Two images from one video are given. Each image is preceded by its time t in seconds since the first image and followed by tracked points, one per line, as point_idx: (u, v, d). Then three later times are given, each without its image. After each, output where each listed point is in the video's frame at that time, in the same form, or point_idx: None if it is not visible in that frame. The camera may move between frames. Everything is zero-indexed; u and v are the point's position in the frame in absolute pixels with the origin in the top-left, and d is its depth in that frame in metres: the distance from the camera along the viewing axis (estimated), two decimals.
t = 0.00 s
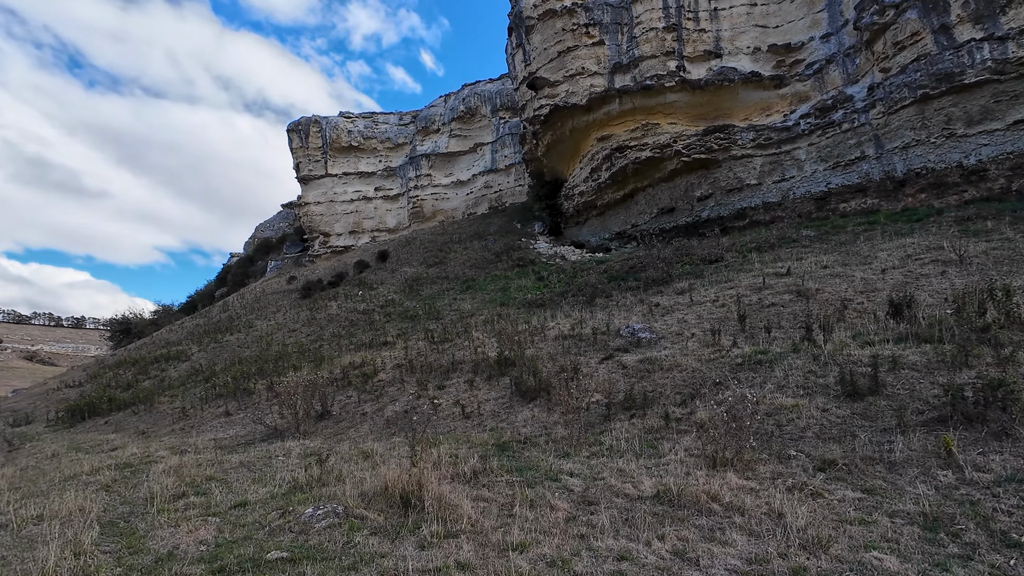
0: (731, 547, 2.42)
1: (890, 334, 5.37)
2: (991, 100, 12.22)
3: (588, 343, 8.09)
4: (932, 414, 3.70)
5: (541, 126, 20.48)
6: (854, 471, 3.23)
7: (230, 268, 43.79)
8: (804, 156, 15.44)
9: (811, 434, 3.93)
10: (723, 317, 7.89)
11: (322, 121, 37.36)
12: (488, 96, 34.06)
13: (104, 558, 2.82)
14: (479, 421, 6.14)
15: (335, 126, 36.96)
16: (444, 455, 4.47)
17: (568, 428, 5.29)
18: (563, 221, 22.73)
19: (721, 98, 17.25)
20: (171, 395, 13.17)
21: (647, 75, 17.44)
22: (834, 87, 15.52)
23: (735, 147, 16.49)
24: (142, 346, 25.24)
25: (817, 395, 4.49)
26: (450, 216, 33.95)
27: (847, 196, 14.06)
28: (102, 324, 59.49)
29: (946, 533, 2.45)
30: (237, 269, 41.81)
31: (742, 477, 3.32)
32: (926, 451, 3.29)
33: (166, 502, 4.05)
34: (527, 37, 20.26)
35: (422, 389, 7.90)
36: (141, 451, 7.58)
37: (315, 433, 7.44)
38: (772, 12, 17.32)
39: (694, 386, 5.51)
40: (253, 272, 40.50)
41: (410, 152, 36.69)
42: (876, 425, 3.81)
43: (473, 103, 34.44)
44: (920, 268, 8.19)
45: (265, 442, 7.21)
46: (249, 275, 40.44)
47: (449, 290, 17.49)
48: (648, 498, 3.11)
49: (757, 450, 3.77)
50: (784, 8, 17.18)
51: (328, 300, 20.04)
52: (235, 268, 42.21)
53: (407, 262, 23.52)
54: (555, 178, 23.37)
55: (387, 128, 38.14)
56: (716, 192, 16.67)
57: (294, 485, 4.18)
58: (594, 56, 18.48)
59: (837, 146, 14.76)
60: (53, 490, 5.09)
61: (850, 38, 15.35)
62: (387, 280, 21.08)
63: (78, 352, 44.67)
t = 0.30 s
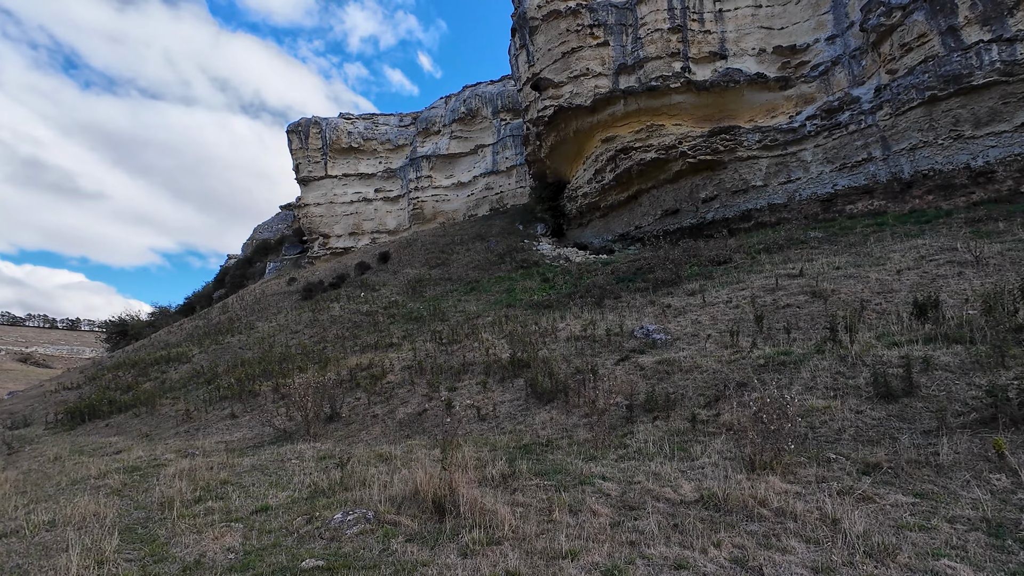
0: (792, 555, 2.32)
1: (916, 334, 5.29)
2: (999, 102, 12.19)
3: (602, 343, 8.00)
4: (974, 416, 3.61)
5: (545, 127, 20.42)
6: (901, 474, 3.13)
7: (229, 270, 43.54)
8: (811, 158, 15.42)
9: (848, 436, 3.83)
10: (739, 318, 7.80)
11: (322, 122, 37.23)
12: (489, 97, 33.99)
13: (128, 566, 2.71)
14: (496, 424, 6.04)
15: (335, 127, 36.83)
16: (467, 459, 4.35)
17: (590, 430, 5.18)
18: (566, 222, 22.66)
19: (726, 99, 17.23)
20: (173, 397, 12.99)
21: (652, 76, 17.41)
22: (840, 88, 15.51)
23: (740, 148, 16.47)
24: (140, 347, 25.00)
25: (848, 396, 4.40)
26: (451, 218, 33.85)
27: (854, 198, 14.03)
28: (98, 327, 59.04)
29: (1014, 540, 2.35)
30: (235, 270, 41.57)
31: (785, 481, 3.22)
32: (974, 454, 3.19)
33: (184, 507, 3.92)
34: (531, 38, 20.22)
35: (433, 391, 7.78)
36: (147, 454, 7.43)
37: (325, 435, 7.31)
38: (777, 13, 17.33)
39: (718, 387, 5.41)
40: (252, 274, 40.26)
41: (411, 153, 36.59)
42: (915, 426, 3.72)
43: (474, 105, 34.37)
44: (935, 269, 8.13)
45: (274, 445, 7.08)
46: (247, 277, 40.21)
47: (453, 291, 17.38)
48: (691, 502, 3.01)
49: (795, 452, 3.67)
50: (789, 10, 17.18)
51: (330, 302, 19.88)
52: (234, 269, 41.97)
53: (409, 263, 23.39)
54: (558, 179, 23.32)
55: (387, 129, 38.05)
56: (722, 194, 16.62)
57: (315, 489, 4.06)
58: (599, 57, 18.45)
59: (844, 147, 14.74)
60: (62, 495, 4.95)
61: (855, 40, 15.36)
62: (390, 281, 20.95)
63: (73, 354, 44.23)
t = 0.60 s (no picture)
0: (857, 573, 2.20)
1: (941, 339, 5.21)
2: (1006, 106, 12.17)
3: (614, 347, 7.90)
4: (1016, 423, 3.52)
5: (548, 130, 20.36)
6: (950, 484, 3.03)
7: (226, 273, 43.25)
8: (815, 161, 15.40)
9: (884, 442, 3.74)
10: (753, 322, 7.72)
11: (321, 125, 37.11)
12: (489, 100, 33.95)
13: None
14: (512, 430, 5.91)
15: (334, 130, 36.71)
16: (490, 466, 4.23)
17: (611, 437, 5.07)
18: (568, 225, 22.60)
19: (730, 103, 17.23)
20: (173, 401, 12.79)
21: (656, 79, 17.40)
22: (844, 92, 15.52)
23: (745, 151, 16.44)
24: (137, 350, 24.73)
25: (879, 402, 4.30)
26: (451, 221, 33.74)
27: (859, 201, 14.01)
28: (92, 330, 58.52)
29: None
30: (233, 273, 41.31)
31: (829, 490, 3.12)
32: None
33: (199, 517, 3.78)
34: (534, 41, 20.20)
35: (444, 396, 7.66)
36: (151, 460, 7.26)
37: (334, 441, 7.16)
38: (781, 17, 17.36)
39: (740, 392, 5.31)
40: (250, 277, 40.00)
41: (411, 156, 36.48)
42: (953, 433, 3.63)
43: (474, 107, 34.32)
44: (949, 273, 8.07)
45: (282, 451, 6.92)
46: (245, 279, 39.94)
47: (456, 294, 17.24)
48: (736, 513, 2.90)
49: (832, 460, 3.56)
50: (793, 14, 17.22)
51: (331, 305, 19.72)
52: (232, 272, 41.68)
53: (410, 266, 23.26)
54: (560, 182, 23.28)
55: (387, 132, 37.96)
56: (726, 197, 16.59)
57: (335, 498, 3.93)
58: (602, 60, 18.43)
59: (849, 151, 14.72)
60: (69, 504, 4.80)
61: (859, 44, 15.39)
62: (391, 284, 20.81)
63: (67, 358, 43.74)
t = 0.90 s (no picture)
0: None
1: (970, 340, 5.12)
2: (1012, 109, 12.16)
3: (628, 349, 7.77)
4: None
5: (551, 132, 20.30)
6: (1008, 489, 2.91)
7: (223, 276, 42.93)
8: (820, 164, 15.37)
9: (928, 445, 3.62)
10: (769, 323, 7.61)
11: (321, 128, 36.99)
12: (490, 104, 33.92)
13: None
14: (530, 434, 5.77)
15: (334, 133, 36.60)
16: (516, 471, 4.09)
17: (635, 441, 4.93)
18: (570, 228, 22.51)
19: (734, 106, 17.22)
20: (173, 405, 12.57)
21: (661, 82, 17.38)
22: (849, 95, 15.52)
23: (750, 154, 16.41)
24: (133, 354, 24.42)
25: (915, 404, 4.19)
26: (451, 224, 33.62)
27: (865, 205, 13.99)
28: (86, 334, 58.00)
29: None
30: (230, 276, 41.01)
31: (881, 494, 3.00)
32: None
33: (216, 524, 3.64)
34: (537, 43, 20.18)
35: (456, 399, 7.50)
36: (155, 465, 7.07)
37: (344, 445, 6.99)
38: (785, 21, 17.40)
39: (765, 394, 5.19)
40: (248, 280, 39.71)
41: (411, 159, 36.38)
42: (999, 436, 3.52)
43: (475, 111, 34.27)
44: (965, 275, 7.99)
45: (291, 455, 6.76)
46: (243, 283, 39.65)
47: (459, 297, 17.09)
48: (789, 519, 2.77)
49: (878, 463, 3.44)
50: (796, 18, 17.26)
51: (332, 307, 19.51)
52: (229, 275, 41.38)
53: (412, 269, 23.10)
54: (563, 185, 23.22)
55: (386, 135, 37.87)
56: (730, 200, 16.54)
57: (357, 504, 3.78)
58: (606, 63, 18.41)
59: (854, 154, 14.70)
60: (76, 511, 4.62)
61: (864, 47, 15.40)
62: (393, 287, 20.65)
63: (60, 362, 43.23)
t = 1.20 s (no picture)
0: None
1: (1000, 344, 5.01)
2: (1020, 112, 12.14)
3: (641, 353, 7.63)
4: None
5: (554, 135, 20.22)
6: None
7: (220, 280, 42.60)
8: (826, 168, 15.33)
9: (974, 451, 3.49)
10: (785, 327, 7.48)
11: (320, 131, 36.84)
12: (490, 107, 33.87)
13: None
14: (547, 439, 5.62)
15: (333, 136, 36.47)
16: (542, 480, 3.93)
17: (660, 447, 4.78)
18: (572, 232, 22.41)
19: (738, 109, 17.19)
20: (172, 410, 12.34)
21: (665, 85, 17.35)
22: (854, 99, 15.51)
23: (755, 158, 16.36)
24: (130, 358, 24.10)
25: (954, 408, 4.07)
26: (451, 228, 33.47)
27: (871, 208, 13.94)
28: (81, 338, 57.50)
29: None
30: (228, 280, 40.68)
31: (938, 504, 2.86)
32: None
33: (231, 535, 3.46)
34: (540, 47, 20.15)
35: (467, 403, 7.34)
36: (157, 472, 6.86)
37: (353, 451, 6.81)
38: (788, 25, 17.42)
39: (792, 399, 5.05)
40: (245, 284, 39.42)
41: (410, 162, 36.26)
42: None
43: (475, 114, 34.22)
44: (982, 277, 7.89)
45: (298, 461, 6.57)
46: (240, 286, 39.35)
47: (462, 301, 16.92)
48: (846, 530, 2.62)
49: (928, 471, 3.29)
50: (800, 22, 17.27)
51: (333, 311, 19.30)
52: (226, 278, 41.07)
53: (413, 273, 22.92)
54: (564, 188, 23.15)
55: (386, 138, 37.75)
56: (735, 204, 16.47)
57: (378, 514, 3.60)
58: (610, 66, 18.37)
59: (859, 157, 14.67)
60: (80, 521, 4.44)
61: (868, 51, 15.41)
62: (393, 291, 20.45)
63: (53, 367, 42.70)
